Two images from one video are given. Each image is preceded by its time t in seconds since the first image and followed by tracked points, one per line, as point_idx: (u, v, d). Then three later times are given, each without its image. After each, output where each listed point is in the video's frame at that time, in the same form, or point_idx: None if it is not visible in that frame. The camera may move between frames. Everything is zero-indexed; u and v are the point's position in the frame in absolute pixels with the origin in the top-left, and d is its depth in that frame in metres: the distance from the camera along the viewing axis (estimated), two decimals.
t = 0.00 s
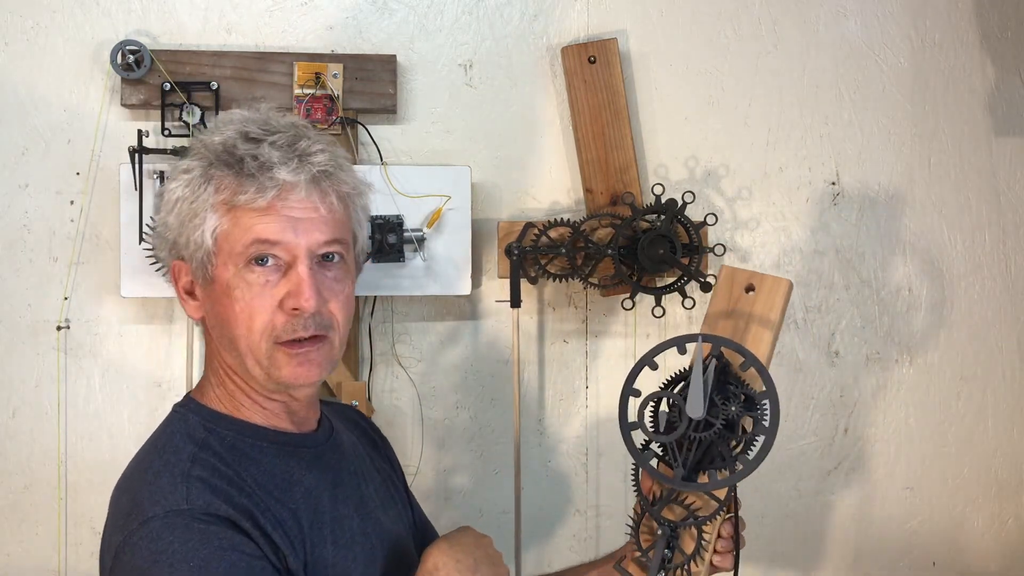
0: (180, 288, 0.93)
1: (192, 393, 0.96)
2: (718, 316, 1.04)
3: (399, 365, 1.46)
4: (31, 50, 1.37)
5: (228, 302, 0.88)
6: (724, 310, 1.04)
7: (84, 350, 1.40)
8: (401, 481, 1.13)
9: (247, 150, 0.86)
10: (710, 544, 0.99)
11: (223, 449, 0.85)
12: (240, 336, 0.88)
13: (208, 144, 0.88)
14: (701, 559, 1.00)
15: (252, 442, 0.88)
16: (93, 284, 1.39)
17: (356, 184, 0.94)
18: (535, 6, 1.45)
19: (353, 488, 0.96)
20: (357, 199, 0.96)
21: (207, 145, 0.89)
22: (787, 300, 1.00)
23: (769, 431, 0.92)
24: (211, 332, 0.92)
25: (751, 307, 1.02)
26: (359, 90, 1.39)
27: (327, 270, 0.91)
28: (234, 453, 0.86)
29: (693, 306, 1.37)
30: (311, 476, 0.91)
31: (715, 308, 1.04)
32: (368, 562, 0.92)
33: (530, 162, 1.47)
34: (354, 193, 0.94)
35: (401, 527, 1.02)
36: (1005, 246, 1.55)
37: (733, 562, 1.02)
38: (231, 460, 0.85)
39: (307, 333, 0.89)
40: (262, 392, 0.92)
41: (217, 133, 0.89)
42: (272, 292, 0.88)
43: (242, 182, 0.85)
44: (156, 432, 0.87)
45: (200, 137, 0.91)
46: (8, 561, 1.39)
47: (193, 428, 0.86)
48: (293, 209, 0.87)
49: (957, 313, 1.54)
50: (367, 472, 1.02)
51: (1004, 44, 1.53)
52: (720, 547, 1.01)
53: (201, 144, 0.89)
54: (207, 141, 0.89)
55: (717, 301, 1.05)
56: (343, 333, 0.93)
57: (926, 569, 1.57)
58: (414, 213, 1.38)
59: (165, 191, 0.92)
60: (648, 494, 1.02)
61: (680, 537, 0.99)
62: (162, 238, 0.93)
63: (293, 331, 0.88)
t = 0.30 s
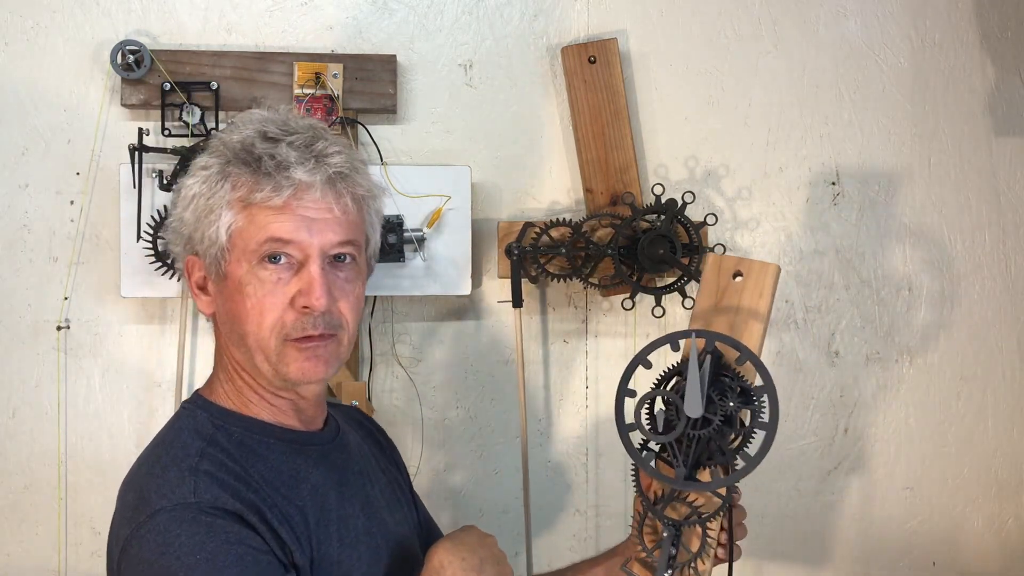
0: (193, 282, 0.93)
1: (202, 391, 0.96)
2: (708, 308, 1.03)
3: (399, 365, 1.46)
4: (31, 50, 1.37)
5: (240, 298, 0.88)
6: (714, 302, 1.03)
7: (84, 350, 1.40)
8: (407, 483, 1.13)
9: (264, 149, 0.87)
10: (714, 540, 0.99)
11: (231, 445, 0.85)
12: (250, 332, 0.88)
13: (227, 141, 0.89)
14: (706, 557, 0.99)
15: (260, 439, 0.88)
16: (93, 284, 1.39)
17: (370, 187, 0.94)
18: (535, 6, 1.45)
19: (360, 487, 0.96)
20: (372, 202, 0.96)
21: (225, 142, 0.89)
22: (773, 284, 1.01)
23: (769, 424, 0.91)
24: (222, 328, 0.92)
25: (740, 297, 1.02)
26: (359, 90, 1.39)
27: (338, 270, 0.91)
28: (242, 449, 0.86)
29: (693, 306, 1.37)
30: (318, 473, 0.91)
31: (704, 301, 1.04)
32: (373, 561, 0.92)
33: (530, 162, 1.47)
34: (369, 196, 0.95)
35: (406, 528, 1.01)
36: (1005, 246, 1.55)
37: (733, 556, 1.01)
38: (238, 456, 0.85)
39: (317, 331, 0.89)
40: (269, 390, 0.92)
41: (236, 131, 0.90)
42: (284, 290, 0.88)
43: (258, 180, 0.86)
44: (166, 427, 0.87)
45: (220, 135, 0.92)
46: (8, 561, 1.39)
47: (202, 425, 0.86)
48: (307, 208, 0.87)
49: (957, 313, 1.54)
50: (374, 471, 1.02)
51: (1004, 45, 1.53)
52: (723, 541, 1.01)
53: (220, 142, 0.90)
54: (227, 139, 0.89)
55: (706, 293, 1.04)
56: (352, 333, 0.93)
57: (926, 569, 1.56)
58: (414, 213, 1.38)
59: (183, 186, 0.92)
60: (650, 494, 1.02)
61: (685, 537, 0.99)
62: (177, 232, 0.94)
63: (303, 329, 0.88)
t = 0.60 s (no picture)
0: (198, 283, 0.93)
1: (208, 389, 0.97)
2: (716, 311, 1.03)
3: (399, 365, 1.46)
4: (30, 50, 1.37)
5: (247, 299, 0.88)
6: (722, 304, 1.03)
7: (84, 350, 1.40)
8: (412, 483, 1.12)
9: (269, 150, 0.87)
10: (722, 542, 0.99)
11: (234, 443, 0.85)
12: (256, 333, 0.88)
13: (230, 143, 0.89)
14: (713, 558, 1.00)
15: (263, 437, 0.88)
16: (93, 284, 1.39)
17: (374, 187, 0.94)
18: (535, 6, 1.45)
19: (362, 488, 0.96)
20: (376, 201, 0.96)
21: (229, 144, 0.89)
22: (782, 286, 1.01)
23: (778, 426, 0.92)
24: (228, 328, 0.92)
25: (748, 298, 1.02)
26: (359, 90, 1.39)
27: (344, 270, 0.91)
28: (244, 448, 0.86)
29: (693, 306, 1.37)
30: (320, 473, 0.90)
31: (712, 303, 1.04)
32: (375, 561, 0.92)
33: (530, 162, 1.47)
34: (374, 196, 0.95)
35: (410, 529, 1.01)
36: (1005, 246, 1.55)
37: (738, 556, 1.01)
38: (240, 453, 0.85)
39: (323, 331, 0.89)
40: (274, 390, 0.92)
41: (240, 133, 0.90)
42: (291, 291, 0.88)
43: (264, 181, 0.86)
44: (171, 424, 0.87)
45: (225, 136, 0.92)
46: (8, 561, 1.39)
47: (205, 423, 0.86)
48: (313, 210, 0.87)
49: (958, 313, 1.54)
50: (377, 471, 1.02)
51: (1004, 45, 1.53)
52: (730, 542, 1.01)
53: (225, 143, 0.90)
54: (230, 140, 0.89)
55: (714, 294, 1.04)
56: (358, 332, 0.93)
57: (926, 569, 1.56)
58: (413, 213, 1.38)
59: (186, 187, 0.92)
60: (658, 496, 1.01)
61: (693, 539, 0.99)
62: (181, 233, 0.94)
63: (310, 329, 0.88)
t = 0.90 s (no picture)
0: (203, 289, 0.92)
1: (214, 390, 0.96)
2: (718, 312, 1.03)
3: (399, 365, 1.46)
4: (30, 50, 1.37)
5: (258, 305, 0.88)
6: (726, 305, 1.03)
7: (84, 350, 1.40)
8: (418, 484, 1.12)
9: (273, 155, 0.86)
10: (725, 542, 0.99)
11: (241, 443, 0.85)
12: (271, 339, 0.88)
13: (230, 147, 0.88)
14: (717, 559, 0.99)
15: (270, 437, 0.87)
16: (93, 284, 1.39)
17: (379, 186, 0.95)
18: (535, 6, 1.45)
19: (368, 488, 0.95)
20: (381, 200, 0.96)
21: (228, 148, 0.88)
22: (785, 286, 1.00)
23: (781, 425, 0.91)
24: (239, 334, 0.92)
25: (751, 298, 1.02)
26: (359, 90, 1.39)
27: (355, 269, 0.91)
28: (251, 447, 0.86)
29: (693, 306, 1.38)
30: (327, 473, 0.90)
31: (715, 303, 1.04)
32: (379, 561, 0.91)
33: (530, 163, 1.47)
34: (379, 195, 0.95)
35: (415, 530, 1.01)
36: (1005, 246, 1.55)
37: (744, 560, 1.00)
38: (248, 452, 0.85)
39: (338, 332, 0.89)
40: (284, 392, 0.91)
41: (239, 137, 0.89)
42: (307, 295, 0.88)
43: (273, 185, 0.85)
44: (178, 422, 0.87)
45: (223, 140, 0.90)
46: (8, 561, 1.39)
47: (212, 422, 0.86)
48: (323, 213, 0.87)
49: (957, 314, 1.54)
50: (384, 471, 1.02)
51: (1004, 45, 1.53)
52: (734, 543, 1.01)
53: (226, 146, 0.88)
54: (230, 145, 0.88)
55: (717, 294, 1.04)
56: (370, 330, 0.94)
57: (926, 569, 1.56)
58: (413, 213, 1.38)
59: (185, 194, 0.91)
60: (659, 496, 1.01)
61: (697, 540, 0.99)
62: (182, 240, 0.93)
63: (325, 330, 0.89)
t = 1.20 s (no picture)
0: (285, 289, 0.83)
1: (235, 402, 0.88)
2: (739, 326, 1.04)
3: (399, 365, 1.46)
4: (31, 50, 1.37)
5: (363, 299, 0.87)
6: (748, 319, 1.04)
7: (84, 350, 1.40)
8: (417, 484, 1.12)
9: (365, 151, 0.88)
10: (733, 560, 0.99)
11: (240, 447, 0.84)
12: (366, 332, 0.88)
13: (313, 143, 0.84)
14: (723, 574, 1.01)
15: (269, 441, 0.86)
16: (93, 284, 1.39)
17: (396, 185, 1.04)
18: (535, 6, 1.45)
19: (367, 489, 0.95)
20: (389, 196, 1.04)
21: (312, 144, 0.84)
22: (809, 305, 1.00)
23: (796, 445, 0.91)
24: (320, 334, 0.86)
25: (773, 313, 1.02)
26: (359, 90, 1.39)
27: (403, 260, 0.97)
28: (251, 452, 0.85)
29: (693, 306, 1.38)
30: (328, 477, 0.89)
31: (737, 318, 1.05)
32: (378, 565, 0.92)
33: (530, 162, 1.47)
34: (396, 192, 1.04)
35: (415, 531, 1.01)
36: (1005, 246, 1.55)
37: None
38: (248, 458, 0.84)
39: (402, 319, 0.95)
40: (340, 385, 0.92)
41: (314, 133, 0.86)
42: (393, 286, 0.90)
43: (376, 182, 0.87)
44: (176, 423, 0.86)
45: (285, 134, 0.84)
46: (8, 561, 1.39)
47: (210, 426, 0.85)
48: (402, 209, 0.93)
49: (958, 314, 1.54)
50: (383, 470, 1.01)
51: (1004, 45, 1.53)
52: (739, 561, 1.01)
53: (305, 142, 0.84)
54: (310, 140, 0.84)
55: (740, 308, 1.05)
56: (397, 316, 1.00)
57: (926, 569, 1.56)
58: (413, 213, 1.38)
59: (262, 189, 0.81)
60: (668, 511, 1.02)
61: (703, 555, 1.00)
62: (255, 240, 0.81)
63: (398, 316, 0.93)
